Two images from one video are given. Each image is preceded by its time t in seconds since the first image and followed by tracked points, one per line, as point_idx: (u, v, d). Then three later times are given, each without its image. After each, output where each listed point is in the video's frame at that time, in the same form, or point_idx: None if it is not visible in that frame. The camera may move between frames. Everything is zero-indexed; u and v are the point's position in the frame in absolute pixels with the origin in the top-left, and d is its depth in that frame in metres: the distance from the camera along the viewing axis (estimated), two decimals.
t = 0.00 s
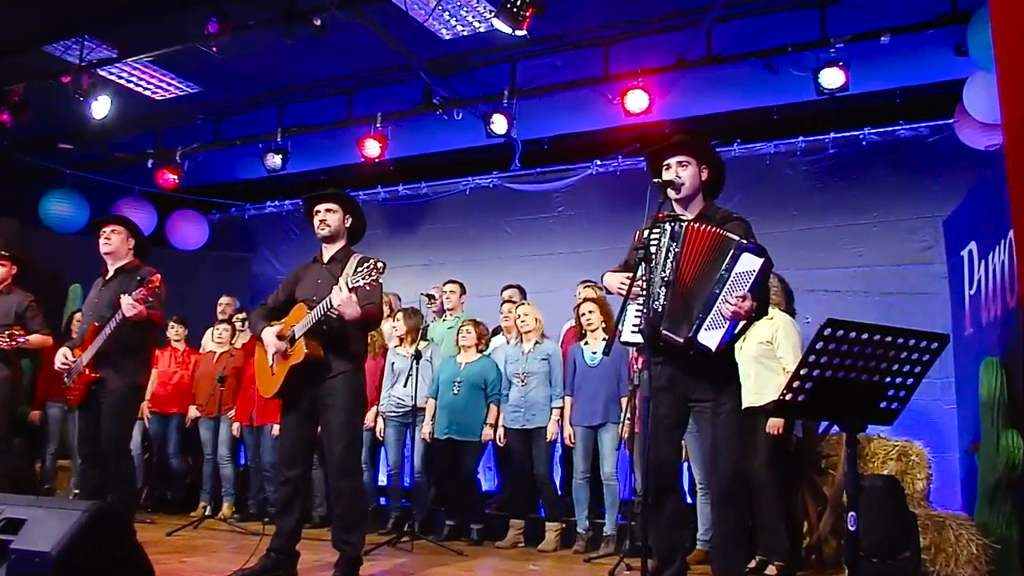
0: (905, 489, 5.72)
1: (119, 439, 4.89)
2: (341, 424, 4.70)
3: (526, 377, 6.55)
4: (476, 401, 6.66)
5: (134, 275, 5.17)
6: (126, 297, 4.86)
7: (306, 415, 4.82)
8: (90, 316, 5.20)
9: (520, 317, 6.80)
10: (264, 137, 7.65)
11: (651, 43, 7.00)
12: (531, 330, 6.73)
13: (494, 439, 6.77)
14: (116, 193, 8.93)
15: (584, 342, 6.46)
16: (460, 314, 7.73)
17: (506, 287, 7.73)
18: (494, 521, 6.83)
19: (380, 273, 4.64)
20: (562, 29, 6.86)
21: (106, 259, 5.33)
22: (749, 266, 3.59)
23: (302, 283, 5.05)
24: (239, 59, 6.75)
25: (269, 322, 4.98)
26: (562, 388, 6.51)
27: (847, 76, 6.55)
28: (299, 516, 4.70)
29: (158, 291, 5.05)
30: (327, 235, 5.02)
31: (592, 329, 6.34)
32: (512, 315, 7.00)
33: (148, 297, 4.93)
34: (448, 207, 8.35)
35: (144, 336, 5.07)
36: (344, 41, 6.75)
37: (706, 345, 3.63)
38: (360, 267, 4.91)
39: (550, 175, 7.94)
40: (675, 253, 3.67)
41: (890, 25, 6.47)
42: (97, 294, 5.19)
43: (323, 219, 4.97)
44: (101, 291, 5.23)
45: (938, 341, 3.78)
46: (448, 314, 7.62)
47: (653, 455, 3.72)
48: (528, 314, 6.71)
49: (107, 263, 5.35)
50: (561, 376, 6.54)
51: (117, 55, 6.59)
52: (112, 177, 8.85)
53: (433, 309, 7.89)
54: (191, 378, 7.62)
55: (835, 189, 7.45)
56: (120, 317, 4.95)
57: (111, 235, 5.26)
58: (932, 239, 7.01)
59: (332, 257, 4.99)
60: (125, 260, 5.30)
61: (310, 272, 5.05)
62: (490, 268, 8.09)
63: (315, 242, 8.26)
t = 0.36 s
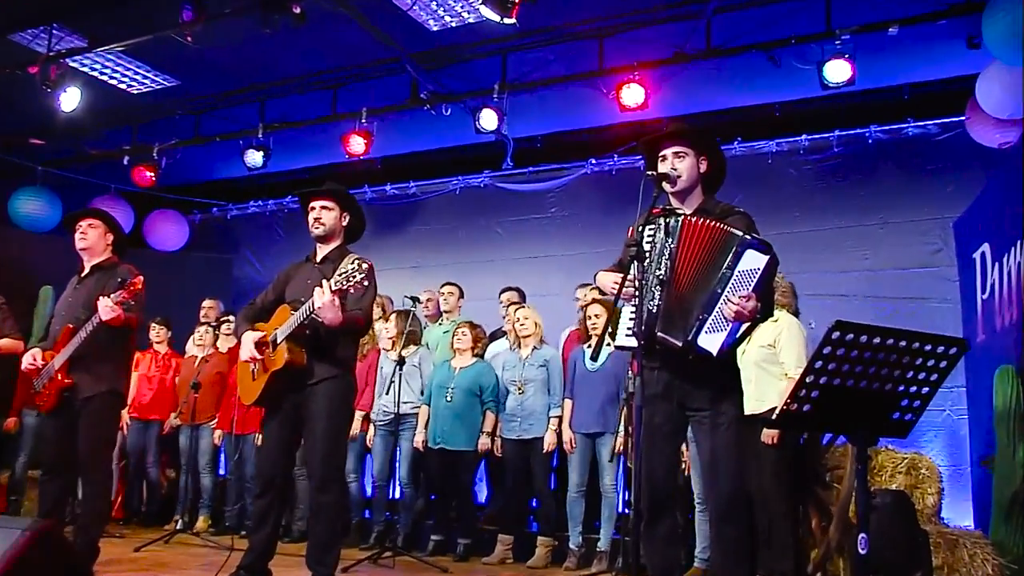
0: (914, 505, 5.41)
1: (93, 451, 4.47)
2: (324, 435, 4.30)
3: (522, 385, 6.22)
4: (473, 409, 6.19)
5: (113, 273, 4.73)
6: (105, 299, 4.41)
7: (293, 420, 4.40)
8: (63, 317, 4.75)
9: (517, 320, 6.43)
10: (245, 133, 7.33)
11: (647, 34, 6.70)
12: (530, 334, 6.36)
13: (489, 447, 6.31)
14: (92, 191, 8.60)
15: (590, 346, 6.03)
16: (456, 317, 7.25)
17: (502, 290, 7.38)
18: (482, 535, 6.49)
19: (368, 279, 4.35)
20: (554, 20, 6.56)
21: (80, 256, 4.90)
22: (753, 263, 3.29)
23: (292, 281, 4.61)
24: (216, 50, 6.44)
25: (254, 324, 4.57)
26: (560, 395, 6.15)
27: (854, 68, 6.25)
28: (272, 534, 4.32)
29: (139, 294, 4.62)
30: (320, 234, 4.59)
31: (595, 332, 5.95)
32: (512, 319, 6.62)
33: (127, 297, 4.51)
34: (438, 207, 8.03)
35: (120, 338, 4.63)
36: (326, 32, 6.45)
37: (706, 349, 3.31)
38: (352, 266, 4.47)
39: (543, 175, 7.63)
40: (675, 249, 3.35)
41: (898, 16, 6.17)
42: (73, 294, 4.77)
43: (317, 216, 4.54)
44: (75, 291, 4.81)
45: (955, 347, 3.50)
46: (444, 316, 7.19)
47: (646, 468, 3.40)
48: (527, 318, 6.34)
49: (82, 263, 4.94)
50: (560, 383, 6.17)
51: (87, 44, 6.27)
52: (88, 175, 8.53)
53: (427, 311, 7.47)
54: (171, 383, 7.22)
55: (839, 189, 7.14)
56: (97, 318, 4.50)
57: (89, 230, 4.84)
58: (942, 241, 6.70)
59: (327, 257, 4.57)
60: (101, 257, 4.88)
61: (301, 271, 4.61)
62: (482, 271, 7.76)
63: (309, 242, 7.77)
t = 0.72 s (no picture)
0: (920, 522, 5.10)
1: (53, 459, 4.09)
2: (290, 450, 4.00)
3: (512, 394, 5.83)
4: (459, 421, 5.78)
5: (79, 275, 4.39)
6: (64, 305, 4.00)
7: (259, 433, 4.07)
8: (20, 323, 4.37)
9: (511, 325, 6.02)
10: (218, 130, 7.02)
11: (637, 27, 6.42)
12: (523, 342, 5.95)
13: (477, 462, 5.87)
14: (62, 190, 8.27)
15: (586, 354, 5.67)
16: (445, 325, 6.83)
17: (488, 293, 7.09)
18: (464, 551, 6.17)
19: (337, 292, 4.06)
20: (541, 12, 6.28)
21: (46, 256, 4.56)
22: (749, 270, 2.97)
23: (269, 282, 4.26)
24: (187, 42, 6.14)
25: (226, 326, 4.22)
26: (552, 405, 5.73)
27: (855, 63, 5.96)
28: (240, 549, 3.99)
29: (102, 299, 4.21)
30: (302, 234, 4.26)
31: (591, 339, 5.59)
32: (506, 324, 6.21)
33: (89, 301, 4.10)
34: (422, 208, 7.73)
35: (84, 347, 4.23)
36: (302, 23, 6.15)
37: (694, 359, 3.01)
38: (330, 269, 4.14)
39: (531, 175, 7.35)
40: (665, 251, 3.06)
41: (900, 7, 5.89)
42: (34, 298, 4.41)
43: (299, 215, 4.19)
44: (35, 294, 4.44)
45: (972, 353, 3.21)
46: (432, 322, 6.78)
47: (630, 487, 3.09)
48: (520, 324, 5.91)
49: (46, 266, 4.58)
50: (552, 393, 5.76)
51: (49, 34, 5.96)
52: (59, 174, 8.21)
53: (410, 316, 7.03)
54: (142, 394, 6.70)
55: (838, 190, 6.86)
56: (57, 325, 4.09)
57: (53, 227, 4.50)
58: (945, 245, 6.41)
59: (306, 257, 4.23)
60: (66, 258, 4.54)
61: (278, 271, 4.28)
62: (468, 274, 7.46)
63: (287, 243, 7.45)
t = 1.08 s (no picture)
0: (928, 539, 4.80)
1: None
2: (253, 464, 3.57)
3: (496, 402, 5.52)
4: (441, 431, 5.40)
5: (32, 279, 4.07)
6: (14, 314, 3.73)
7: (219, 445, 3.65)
8: None
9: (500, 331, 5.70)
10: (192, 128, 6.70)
11: (629, 20, 6.14)
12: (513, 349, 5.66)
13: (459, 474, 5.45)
14: (30, 191, 7.94)
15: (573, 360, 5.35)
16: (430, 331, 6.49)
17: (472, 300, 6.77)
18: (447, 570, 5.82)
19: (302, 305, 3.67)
20: (529, 4, 6.00)
21: None
22: (750, 266, 2.67)
23: (234, 280, 3.86)
24: (156, 32, 5.84)
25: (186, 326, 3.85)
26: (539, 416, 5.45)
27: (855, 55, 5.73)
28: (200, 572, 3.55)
29: (53, 306, 3.88)
30: (271, 234, 3.85)
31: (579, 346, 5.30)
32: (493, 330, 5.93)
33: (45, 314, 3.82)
34: (405, 211, 7.42)
35: (32, 357, 3.87)
36: (278, 15, 5.87)
37: (689, 363, 2.72)
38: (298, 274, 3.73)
39: (519, 176, 7.05)
40: (655, 245, 2.78)
41: None
42: None
43: (271, 214, 3.77)
44: None
45: (991, 357, 2.93)
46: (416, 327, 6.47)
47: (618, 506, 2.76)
48: (509, 329, 5.61)
49: None
50: (539, 404, 5.45)
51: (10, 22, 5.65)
52: (27, 175, 7.88)
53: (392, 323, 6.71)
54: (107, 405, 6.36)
55: (839, 192, 6.57)
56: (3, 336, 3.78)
57: (8, 227, 4.14)
58: (950, 248, 6.13)
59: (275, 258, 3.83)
60: (21, 261, 4.19)
61: (243, 270, 3.87)
62: (452, 280, 7.16)
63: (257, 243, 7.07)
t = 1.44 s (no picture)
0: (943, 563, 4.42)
1: None
2: (210, 488, 3.22)
3: (483, 419, 5.16)
4: (424, 450, 5.10)
5: None
6: None
7: (173, 466, 3.29)
8: None
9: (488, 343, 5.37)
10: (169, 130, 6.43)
11: (624, 17, 5.87)
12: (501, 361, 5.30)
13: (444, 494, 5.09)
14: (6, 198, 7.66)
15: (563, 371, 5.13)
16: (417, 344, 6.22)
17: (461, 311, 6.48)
18: None
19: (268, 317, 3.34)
20: None
21: None
22: (754, 269, 2.37)
23: (190, 288, 3.55)
24: (129, 28, 5.58)
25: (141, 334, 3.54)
26: (529, 433, 5.11)
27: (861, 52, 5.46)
28: None
29: None
30: (233, 240, 3.53)
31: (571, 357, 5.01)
32: (482, 341, 5.64)
33: None
34: (393, 218, 7.14)
35: None
36: (257, 11, 5.61)
37: (689, 375, 2.43)
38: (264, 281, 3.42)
39: (511, 182, 6.77)
40: (649, 246, 2.49)
41: None
42: None
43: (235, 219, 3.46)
44: None
45: (1018, 365, 2.65)
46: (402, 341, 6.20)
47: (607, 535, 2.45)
48: (496, 341, 5.28)
49: None
50: (529, 420, 5.13)
51: None
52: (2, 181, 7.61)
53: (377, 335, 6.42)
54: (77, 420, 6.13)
55: (845, 197, 6.28)
56: None
57: None
58: (962, 255, 5.83)
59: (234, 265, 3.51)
60: None
61: (202, 276, 3.55)
62: (440, 289, 6.88)
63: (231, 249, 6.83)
